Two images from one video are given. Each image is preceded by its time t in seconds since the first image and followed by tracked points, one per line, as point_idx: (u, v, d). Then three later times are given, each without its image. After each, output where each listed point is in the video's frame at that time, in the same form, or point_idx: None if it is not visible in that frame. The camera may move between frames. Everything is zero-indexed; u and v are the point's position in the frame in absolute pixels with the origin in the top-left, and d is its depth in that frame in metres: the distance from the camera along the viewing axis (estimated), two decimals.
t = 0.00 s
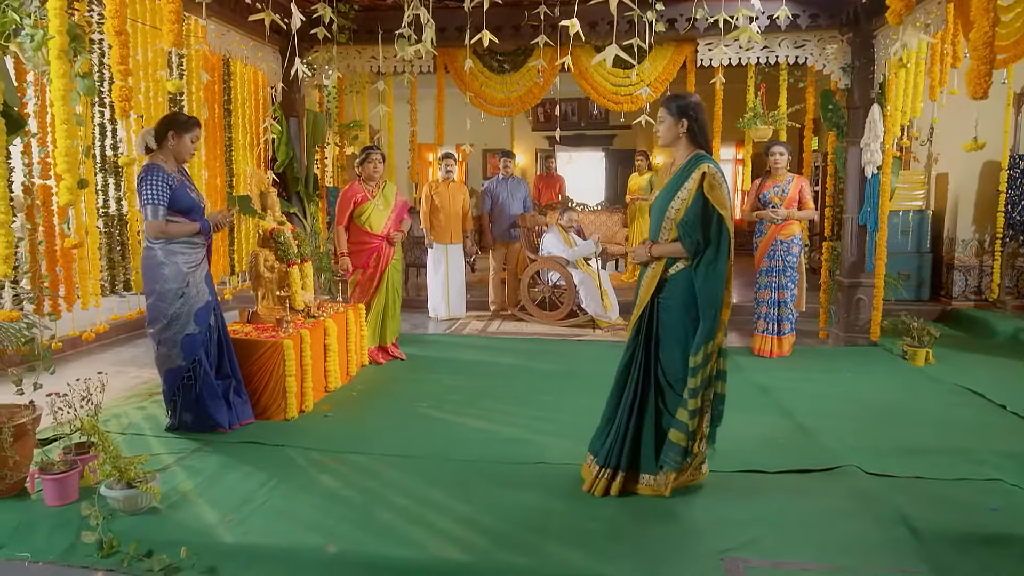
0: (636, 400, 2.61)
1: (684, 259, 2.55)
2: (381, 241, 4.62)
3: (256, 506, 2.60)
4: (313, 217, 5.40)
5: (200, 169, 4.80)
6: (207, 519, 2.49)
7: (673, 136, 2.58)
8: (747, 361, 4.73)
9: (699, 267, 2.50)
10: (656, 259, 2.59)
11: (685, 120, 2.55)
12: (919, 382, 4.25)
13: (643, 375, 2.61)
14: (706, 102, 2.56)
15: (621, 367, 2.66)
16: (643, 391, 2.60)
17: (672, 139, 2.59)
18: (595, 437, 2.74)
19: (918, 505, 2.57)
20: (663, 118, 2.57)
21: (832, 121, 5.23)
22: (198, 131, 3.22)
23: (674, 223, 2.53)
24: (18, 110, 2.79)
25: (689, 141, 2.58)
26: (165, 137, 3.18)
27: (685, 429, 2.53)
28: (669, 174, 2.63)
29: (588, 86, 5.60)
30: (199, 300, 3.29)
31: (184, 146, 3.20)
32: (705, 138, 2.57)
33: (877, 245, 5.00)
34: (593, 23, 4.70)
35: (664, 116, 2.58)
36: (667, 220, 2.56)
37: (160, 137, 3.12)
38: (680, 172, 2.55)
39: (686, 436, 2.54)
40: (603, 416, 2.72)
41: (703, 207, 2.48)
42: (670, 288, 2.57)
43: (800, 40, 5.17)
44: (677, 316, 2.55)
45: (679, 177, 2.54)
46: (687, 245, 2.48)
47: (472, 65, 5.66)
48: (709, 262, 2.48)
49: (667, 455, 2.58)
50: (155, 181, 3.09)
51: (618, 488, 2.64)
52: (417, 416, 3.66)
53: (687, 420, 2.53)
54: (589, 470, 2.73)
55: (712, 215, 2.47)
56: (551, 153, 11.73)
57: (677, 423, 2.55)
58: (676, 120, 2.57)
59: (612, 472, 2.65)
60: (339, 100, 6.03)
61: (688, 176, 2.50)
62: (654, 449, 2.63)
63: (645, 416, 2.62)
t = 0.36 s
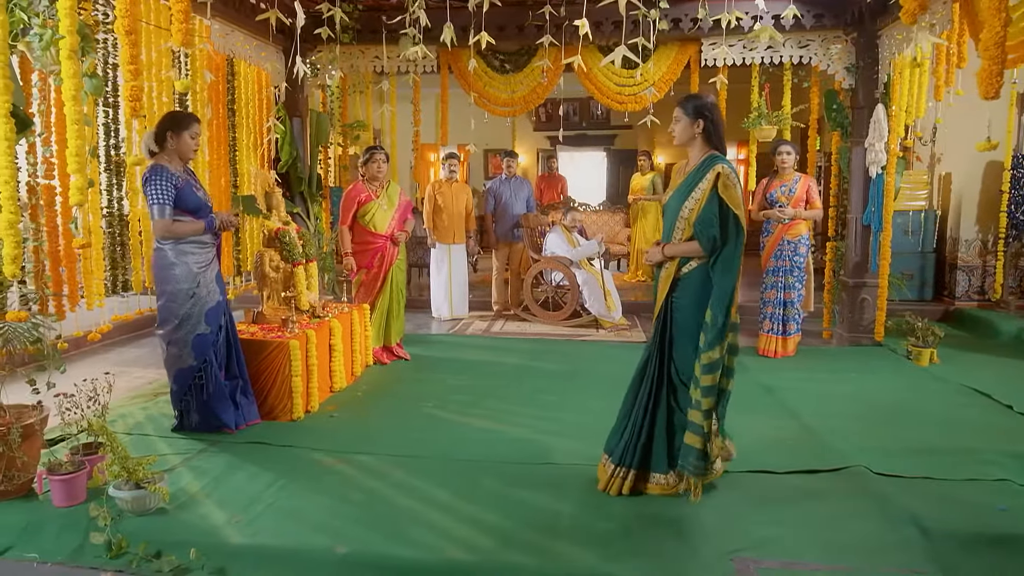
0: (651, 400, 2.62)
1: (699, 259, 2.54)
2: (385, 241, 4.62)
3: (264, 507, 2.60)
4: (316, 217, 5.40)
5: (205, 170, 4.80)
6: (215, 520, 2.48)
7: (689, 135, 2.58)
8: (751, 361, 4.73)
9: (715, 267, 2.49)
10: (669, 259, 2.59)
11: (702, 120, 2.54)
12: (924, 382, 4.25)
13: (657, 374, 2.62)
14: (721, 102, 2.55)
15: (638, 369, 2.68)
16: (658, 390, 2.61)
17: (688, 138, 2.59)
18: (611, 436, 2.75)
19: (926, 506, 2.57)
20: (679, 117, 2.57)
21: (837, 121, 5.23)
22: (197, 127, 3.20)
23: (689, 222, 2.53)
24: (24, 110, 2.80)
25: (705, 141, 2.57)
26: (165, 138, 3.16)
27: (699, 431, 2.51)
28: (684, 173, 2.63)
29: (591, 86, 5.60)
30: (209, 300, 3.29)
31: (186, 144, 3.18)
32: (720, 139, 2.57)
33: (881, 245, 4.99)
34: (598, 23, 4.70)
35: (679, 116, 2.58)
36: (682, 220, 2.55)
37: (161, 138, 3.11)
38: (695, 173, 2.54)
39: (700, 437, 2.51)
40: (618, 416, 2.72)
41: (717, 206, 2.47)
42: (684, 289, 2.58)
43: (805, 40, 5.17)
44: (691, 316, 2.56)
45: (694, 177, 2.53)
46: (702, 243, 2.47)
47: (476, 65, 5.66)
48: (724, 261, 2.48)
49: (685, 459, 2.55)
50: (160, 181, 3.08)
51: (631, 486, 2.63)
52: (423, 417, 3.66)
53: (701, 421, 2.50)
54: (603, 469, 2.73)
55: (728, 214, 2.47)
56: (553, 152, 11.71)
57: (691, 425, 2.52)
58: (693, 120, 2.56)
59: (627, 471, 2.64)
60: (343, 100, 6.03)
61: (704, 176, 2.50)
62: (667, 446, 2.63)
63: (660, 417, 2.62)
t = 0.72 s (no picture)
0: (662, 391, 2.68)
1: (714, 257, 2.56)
2: (388, 241, 4.62)
3: (272, 508, 2.59)
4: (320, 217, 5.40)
5: (209, 169, 4.79)
6: (223, 521, 2.48)
7: (705, 136, 2.57)
8: (756, 361, 4.73)
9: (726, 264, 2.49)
10: (683, 257, 2.61)
11: (719, 121, 2.54)
12: (929, 382, 4.25)
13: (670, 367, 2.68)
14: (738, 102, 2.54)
15: (658, 365, 2.74)
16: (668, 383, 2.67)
17: (704, 138, 2.58)
18: (633, 433, 2.79)
19: (935, 506, 2.57)
20: (696, 118, 2.57)
21: (839, 122, 5.17)
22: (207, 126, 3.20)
23: (704, 221, 2.54)
24: (29, 110, 2.81)
25: (721, 141, 2.57)
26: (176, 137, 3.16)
27: (687, 417, 2.54)
28: (700, 173, 2.63)
29: (595, 85, 5.61)
30: (218, 301, 3.29)
31: (196, 144, 3.18)
32: (737, 139, 2.56)
33: (885, 245, 5.00)
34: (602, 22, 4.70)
35: (696, 116, 2.57)
36: (697, 220, 2.56)
37: (172, 138, 3.11)
38: (710, 172, 2.55)
39: (686, 424, 2.55)
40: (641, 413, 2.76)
41: (731, 206, 2.47)
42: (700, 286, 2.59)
43: (808, 40, 5.17)
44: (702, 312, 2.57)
45: (710, 177, 2.54)
46: (715, 241, 2.47)
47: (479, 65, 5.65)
48: (736, 259, 2.48)
49: (673, 444, 2.60)
50: (172, 180, 3.08)
51: (662, 484, 2.64)
52: (429, 417, 3.65)
53: (691, 409, 2.54)
54: (628, 467, 2.75)
55: (743, 214, 2.46)
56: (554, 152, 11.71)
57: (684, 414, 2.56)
58: (710, 120, 2.56)
59: (655, 468, 2.66)
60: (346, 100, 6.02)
61: (720, 176, 2.50)
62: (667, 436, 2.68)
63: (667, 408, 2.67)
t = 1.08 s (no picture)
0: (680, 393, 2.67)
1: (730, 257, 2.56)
2: (391, 242, 4.61)
3: (279, 508, 2.59)
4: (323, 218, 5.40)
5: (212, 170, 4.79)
6: (230, 522, 2.47)
7: (724, 137, 2.57)
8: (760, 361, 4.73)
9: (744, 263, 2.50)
10: (701, 256, 2.61)
11: (738, 122, 2.54)
12: (933, 382, 4.25)
13: (686, 368, 2.66)
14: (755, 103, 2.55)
15: (672, 365, 2.73)
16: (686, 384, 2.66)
17: (723, 139, 2.58)
18: (649, 432, 2.79)
19: (942, 506, 2.57)
20: (714, 119, 2.56)
21: (843, 121, 5.18)
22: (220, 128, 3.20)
23: (721, 221, 2.55)
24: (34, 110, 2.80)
25: (739, 142, 2.57)
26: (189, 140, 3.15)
27: (719, 420, 2.55)
28: (717, 172, 2.63)
29: (598, 85, 5.61)
30: (228, 301, 3.29)
31: (210, 147, 3.18)
32: (755, 140, 2.56)
33: (889, 245, 5.00)
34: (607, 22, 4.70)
35: (714, 117, 2.57)
36: (714, 219, 2.57)
37: (185, 140, 3.10)
38: (727, 173, 2.55)
39: (718, 426, 2.55)
40: (655, 411, 2.76)
41: (748, 206, 2.49)
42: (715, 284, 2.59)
43: (812, 40, 5.18)
44: (720, 312, 2.57)
45: (726, 177, 2.55)
46: (733, 241, 2.49)
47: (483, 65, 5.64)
48: (754, 258, 2.48)
49: (704, 446, 2.60)
50: (185, 181, 3.09)
51: (677, 482, 2.65)
52: (435, 417, 3.65)
53: (721, 411, 2.54)
54: (646, 465, 2.75)
55: (759, 213, 2.47)
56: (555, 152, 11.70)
57: (712, 415, 2.55)
58: (728, 121, 2.56)
59: (673, 466, 2.67)
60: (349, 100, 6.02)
61: (736, 176, 2.52)
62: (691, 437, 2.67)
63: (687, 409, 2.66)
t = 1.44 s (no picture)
0: (701, 396, 2.65)
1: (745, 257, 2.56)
2: (392, 242, 4.59)
3: (286, 508, 2.59)
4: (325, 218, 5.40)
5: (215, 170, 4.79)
6: (237, 522, 2.47)
7: (740, 137, 2.58)
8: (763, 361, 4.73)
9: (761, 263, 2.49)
10: (717, 254, 2.62)
11: (753, 122, 2.55)
12: (936, 382, 4.25)
13: (705, 370, 2.64)
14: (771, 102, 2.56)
15: (684, 366, 2.72)
16: (706, 387, 2.64)
17: (738, 139, 2.59)
18: (662, 431, 2.79)
19: (948, 506, 2.57)
20: (729, 119, 2.57)
21: (847, 121, 5.23)
22: (224, 122, 3.19)
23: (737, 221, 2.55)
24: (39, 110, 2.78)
25: (755, 142, 2.58)
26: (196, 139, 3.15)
27: (754, 422, 2.50)
28: (731, 171, 2.64)
29: (600, 84, 5.61)
30: (231, 302, 3.28)
31: (217, 142, 3.18)
32: (770, 140, 2.57)
33: (892, 245, 5.00)
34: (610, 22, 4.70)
35: (730, 117, 2.58)
36: (730, 219, 2.58)
37: (192, 139, 3.10)
38: (743, 172, 2.56)
39: (755, 430, 2.50)
40: (667, 412, 2.75)
41: (764, 205, 2.48)
42: (728, 284, 2.60)
43: (815, 40, 5.17)
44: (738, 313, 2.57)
45: (741, 177, 2.55)
46: (749, 240, 2.49)
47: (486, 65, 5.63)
48: (772, 257, 2.47)
49: (740, 451, 2.55)
50: (196, 179, 3.10)
51: (688, 479, 2.67)
52: (439, 417, 3.64)
53: (755, 414, 2.50)
54: (659, 462, 2.78)
55: (774, 212, 2.47)
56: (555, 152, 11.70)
57: (746, 419, 2.51)
58: (744, 121, 2.57)
59: (683, 464, 2.68)
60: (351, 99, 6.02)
61: (749, 176, 2.52)
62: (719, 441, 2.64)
63: (711, 412, 2.64)
